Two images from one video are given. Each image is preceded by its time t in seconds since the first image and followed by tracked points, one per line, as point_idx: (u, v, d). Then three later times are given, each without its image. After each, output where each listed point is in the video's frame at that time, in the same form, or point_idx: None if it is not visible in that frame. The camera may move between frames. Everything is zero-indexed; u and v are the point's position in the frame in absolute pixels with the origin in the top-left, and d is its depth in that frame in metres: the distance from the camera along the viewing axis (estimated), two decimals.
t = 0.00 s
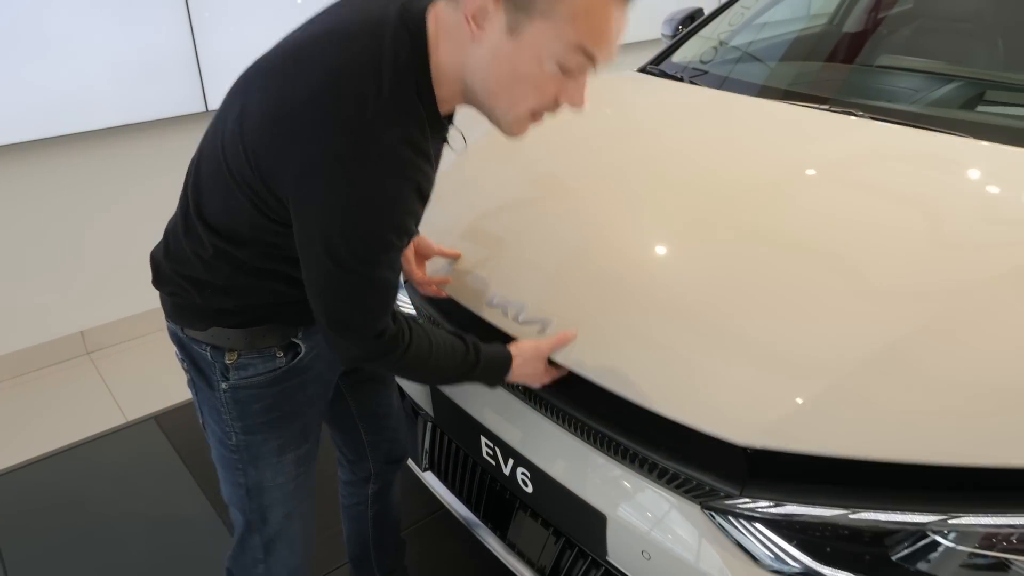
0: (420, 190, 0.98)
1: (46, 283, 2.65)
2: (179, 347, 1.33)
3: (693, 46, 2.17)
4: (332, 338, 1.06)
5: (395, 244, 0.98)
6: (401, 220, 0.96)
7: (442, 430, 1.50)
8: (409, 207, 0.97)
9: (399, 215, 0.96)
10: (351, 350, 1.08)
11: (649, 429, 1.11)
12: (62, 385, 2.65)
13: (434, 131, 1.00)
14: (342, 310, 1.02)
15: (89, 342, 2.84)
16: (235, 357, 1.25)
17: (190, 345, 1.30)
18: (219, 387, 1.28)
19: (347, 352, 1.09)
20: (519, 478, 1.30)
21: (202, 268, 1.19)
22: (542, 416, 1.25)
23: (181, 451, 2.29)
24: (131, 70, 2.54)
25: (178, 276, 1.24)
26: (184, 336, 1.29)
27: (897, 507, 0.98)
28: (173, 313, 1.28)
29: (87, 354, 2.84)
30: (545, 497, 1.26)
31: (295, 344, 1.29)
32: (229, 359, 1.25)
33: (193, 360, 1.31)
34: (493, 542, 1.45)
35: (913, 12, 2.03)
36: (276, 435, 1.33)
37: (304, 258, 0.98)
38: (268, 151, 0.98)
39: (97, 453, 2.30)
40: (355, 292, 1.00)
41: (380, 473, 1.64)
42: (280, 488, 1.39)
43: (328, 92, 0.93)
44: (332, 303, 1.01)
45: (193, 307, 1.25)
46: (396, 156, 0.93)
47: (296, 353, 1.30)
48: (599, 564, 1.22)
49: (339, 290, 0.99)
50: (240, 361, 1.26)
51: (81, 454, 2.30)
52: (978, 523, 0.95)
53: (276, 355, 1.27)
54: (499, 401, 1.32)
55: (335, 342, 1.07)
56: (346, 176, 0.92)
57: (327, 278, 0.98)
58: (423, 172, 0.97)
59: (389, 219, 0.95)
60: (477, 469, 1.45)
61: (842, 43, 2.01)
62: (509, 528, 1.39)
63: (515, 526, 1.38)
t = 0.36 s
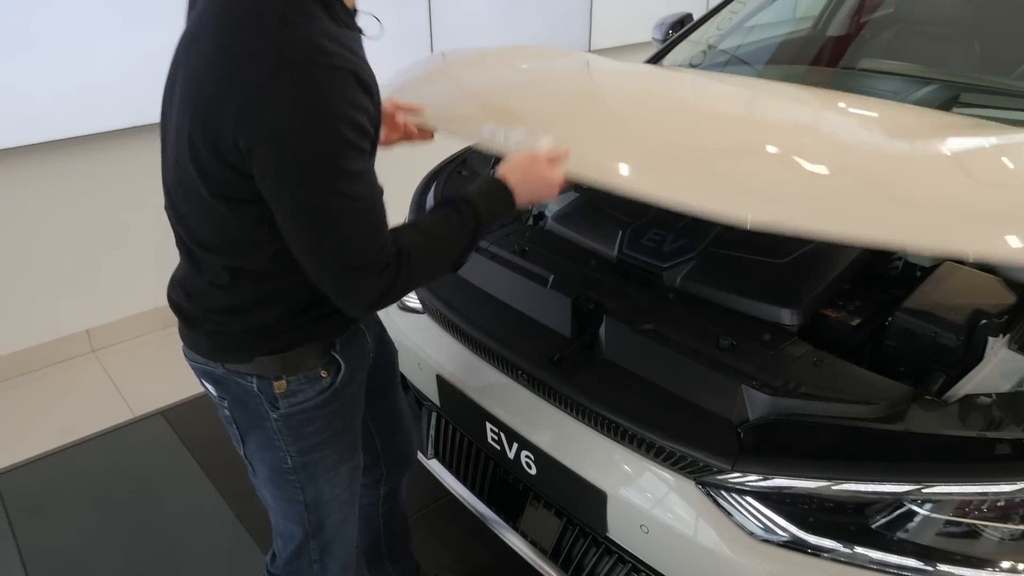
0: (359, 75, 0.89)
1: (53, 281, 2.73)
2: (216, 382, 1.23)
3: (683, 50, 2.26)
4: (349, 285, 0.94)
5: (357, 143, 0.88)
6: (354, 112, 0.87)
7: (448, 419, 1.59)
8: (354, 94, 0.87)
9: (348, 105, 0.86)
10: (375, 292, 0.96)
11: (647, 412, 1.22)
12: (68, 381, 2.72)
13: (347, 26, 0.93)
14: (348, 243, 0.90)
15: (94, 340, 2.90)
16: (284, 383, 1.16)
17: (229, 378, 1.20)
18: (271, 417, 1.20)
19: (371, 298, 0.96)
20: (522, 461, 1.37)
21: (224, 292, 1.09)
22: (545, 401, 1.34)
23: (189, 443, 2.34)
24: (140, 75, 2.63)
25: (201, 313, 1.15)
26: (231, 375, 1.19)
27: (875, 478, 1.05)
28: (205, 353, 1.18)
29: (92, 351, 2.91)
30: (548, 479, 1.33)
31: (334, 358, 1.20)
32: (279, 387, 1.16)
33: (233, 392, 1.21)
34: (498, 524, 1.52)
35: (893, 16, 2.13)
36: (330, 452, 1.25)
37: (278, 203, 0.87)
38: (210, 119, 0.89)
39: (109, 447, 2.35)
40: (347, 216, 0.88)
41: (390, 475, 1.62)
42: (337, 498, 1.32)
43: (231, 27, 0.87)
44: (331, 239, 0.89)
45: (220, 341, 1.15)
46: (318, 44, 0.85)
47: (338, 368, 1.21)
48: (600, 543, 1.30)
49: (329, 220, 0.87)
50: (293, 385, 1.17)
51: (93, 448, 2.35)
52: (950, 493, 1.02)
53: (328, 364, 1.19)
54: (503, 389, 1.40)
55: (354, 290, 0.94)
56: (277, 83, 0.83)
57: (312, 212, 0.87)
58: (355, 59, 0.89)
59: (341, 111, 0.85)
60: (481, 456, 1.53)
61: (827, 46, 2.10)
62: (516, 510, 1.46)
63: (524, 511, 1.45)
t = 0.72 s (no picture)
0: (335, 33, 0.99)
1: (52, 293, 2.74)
2: (267, 423, 1.33)
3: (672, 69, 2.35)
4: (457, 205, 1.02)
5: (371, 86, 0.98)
6: (352, 65, 0.97)
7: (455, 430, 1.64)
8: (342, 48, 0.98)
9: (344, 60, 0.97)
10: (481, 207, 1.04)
11: (650, 421, 1.29)
12: (69, 395, 2.73)
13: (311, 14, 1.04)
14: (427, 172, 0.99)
15: (93, 353, 2.91)
16: (343, 414, 1.32)
17: (282, 418, 1.32)
18: (326, 448, 1.33)
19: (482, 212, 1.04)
20: (530, 467, 1.43)
21: (290, 306, 1.19)
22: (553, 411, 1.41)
23: (193, 453, 2.37)
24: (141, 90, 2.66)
25: (260, 346, 1.24)
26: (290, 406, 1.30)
27: (867, 479, 1.13)
28: (264, 395, 1.28)
29: (92, 364, 2.92)
30: (556, 485, 1.39)
31: (377, 384, 1.38)
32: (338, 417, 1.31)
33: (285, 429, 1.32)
34: (504, 529, 1.58)
35: (872, 36, 2.21)
36: (376, 473, 1.41)
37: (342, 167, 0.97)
38: (244, 139, 0.98)
39: (114, 459, 2.37)
40: (409, 150, 0.98)
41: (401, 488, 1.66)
42: (376, 515, 1.46)
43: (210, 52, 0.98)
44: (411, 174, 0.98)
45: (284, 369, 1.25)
46: (288, 22, 0.96)
47: (380, 393, 1.39)
48: (606, 546, 1.36)
49: (394, 158, 0.97)
50: (350, 413, 1.33)
51: (98, 461, 2.37)
52: (936, 490, 1.10)
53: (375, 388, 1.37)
54: (512, 400, 1.46)
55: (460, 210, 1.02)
56: (270, 67, 0.94)
57: (374, 160, 0.96)
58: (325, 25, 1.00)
59: (342, 65, 0.96)
60: (487, 463, 1.59)
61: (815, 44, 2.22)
62: (524, 516, 1.52)
63: (532, 517, 1.51)
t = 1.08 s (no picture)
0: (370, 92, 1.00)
1: (39, 341, 2.68)
2: (292, 467, 1.35)
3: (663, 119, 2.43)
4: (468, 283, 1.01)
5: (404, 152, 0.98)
6: (384, 117, 0.97)
7: (468, 476, 1.64)
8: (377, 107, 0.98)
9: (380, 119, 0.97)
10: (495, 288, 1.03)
11: (673, 464, 1.31)
12: (54, 445, 2.66)
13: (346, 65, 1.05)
14: (444, 246, 0.99)
15: (79, 401, 2.83)
16: (370, 460, 1.33)
17: (309, 462, 1.33)
18: (349, 494, 1.34)
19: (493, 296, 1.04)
20: (551, 512, 1.43)
21: (322, 345, 1.21)
22: (575, 456, 1.42)
23: (187, 505, 2.32)
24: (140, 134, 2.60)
25: (294, 386, 1.28)
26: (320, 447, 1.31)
27: (890, 516, 1.17)
28: (295, 434, 1.31)
29: (77, 412, 2.83)
30: (577, 529, 1.40)
31: (405, 431, 1.40)
32: (365, 463, 1.33)
33: (310, 474, 1.34)
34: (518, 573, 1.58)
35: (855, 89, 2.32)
36: (393, 520, 1.41)
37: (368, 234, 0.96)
38: (278, 190, 1.01)
39: (104, 512, 2.31)
40: (430, 224, 0.98)
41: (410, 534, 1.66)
42: (389, 562, 1.46)
43: (248, 97, 0.99)
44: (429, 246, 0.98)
45: (318, 409, 1.28)
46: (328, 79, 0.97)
47: (406, 439, 1.41)
48: None
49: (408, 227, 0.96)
50: (376, 459, 1.34)
51: (87, 514, 2.31)
52: (956, 525, 1.14)
53: (401, 436, 1.39)
54: (531, 444, 1.48)
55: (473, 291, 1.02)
56: (304, 120, 0.95)
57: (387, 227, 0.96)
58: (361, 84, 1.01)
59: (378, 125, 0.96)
60: (501, 510, 1.59)
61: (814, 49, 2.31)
62: (540, 561, 1.51)
63: (549, 564, 1.49)
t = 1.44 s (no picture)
0: (398, 215, 1.00)
1: None
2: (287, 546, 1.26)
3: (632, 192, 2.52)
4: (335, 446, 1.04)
5: (383, 298, 0.99)
6: (385, 209, 0.98)
7: (470, 556, 1.58)
8: (389, 238, 0.98)
9: (382, 248, 0.97)
10: (352, 468, 1.06)
11: (691, 531, 1.31)
12: None
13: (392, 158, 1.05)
14: (340, 403, 1.01)
15: (33, 498, 2.54)
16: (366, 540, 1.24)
17: (303, 542, 1.24)
18: None
19: (344, 477, 1.07)
20: None
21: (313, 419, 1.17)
22: (588, 530, 1.40)
23: None
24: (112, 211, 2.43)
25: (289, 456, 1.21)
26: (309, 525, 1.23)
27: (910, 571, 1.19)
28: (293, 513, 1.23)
29: (29, 511, 2.53)
30: None
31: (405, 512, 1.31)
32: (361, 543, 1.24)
33: (305, 553, 1.25)
34: None
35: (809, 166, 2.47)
36: None
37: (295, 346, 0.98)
38: (266, 256, 1.01)
39: None
40: (348, 377, 1.00)
41: None
42: None
43: (284, 155, 1.00)
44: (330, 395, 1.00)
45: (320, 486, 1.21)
46: (368, 175, 0.97)
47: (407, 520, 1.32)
48: None
49: (340, 337, 0.98)
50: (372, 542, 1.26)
51: None
52: None
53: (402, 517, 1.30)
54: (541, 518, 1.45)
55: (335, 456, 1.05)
56: (310, 192, 0.96)
57: (326, 328, 0.97)
58: (396, 195, 1.00)
59: (372, 257, 0.96)
60: None
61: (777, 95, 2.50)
62: None
63: None
